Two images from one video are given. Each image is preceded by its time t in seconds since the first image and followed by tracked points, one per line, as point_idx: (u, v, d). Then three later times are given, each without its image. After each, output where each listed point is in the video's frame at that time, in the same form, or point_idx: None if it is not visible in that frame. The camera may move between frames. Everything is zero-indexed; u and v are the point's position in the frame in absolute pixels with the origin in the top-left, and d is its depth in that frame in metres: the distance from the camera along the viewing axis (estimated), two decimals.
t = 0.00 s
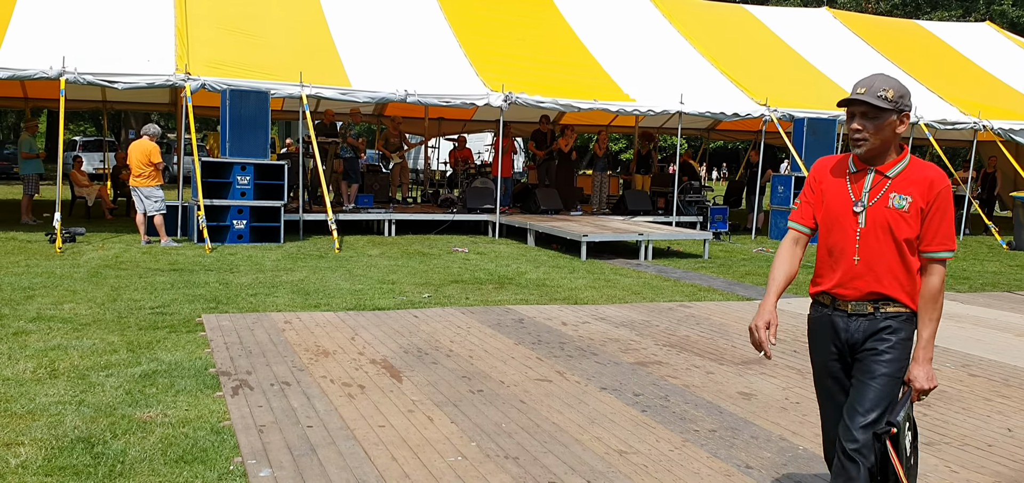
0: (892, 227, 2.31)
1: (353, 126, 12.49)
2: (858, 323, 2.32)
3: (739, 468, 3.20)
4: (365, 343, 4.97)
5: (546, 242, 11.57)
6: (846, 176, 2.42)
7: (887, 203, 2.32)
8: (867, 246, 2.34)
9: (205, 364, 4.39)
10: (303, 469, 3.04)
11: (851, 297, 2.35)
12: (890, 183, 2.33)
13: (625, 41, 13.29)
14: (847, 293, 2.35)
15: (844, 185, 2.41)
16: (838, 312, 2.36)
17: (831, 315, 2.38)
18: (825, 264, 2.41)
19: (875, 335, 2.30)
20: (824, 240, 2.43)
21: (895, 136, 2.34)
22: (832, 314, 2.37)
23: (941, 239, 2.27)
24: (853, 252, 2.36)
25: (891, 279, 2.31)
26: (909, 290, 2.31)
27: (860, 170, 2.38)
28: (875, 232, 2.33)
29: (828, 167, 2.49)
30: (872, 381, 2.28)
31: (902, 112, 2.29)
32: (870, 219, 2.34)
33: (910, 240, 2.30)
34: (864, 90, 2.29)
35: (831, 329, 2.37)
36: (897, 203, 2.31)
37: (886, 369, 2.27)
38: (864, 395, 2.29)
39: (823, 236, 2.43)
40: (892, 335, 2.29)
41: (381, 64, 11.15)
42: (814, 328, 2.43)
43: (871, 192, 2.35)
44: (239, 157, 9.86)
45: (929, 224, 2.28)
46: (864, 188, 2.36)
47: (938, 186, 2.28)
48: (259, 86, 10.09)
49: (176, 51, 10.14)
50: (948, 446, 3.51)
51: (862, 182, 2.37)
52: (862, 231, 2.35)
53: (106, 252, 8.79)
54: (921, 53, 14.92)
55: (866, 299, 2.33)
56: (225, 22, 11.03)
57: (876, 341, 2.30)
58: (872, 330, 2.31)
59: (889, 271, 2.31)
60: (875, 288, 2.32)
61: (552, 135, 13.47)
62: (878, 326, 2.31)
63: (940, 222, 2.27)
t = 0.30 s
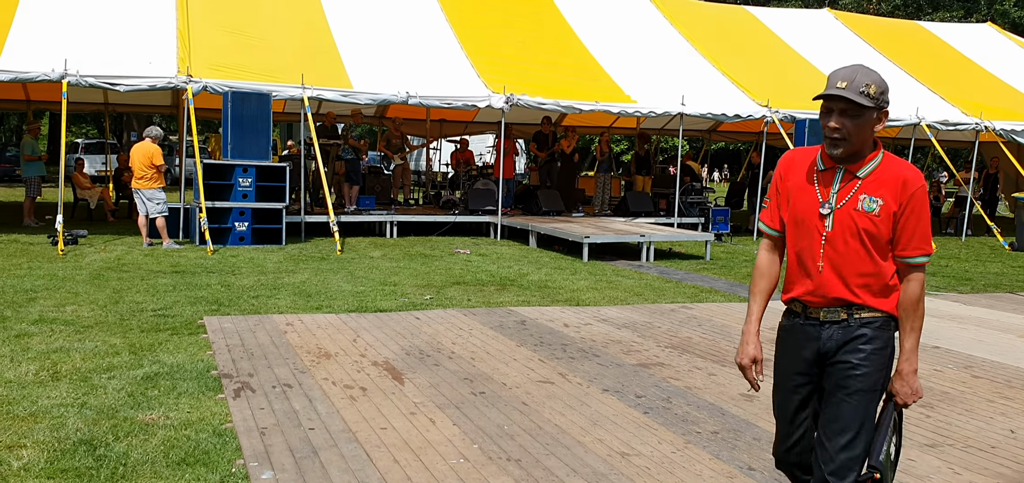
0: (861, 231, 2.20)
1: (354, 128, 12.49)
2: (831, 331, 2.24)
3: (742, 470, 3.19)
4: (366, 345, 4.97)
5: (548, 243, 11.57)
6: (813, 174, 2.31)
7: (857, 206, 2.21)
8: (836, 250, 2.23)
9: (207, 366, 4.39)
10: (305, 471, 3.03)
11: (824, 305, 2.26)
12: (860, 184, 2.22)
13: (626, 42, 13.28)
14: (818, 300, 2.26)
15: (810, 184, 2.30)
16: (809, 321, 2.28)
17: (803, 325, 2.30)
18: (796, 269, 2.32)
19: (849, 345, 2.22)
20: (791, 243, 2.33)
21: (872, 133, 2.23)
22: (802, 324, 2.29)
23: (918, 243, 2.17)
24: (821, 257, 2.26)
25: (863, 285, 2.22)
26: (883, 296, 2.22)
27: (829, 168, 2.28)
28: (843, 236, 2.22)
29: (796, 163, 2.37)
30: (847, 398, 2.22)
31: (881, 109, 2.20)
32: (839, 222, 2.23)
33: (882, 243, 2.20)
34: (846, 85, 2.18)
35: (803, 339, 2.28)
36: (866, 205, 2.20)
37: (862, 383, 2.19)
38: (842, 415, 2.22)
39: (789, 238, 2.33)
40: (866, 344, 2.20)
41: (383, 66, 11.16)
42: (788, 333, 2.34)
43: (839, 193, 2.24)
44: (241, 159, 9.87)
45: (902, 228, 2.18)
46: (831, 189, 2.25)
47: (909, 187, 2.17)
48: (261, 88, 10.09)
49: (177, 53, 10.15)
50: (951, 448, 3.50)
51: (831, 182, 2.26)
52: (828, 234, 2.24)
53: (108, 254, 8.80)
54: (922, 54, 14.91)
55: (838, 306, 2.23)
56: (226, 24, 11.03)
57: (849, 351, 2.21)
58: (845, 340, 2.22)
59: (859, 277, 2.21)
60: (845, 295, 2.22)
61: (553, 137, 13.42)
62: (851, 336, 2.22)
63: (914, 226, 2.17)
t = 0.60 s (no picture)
0: (832, 232, 2.15)
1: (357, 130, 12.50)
2: (811, 337, 2.17)
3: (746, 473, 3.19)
4: (370, 347, 4.96)
5: (550, 245, 11.57)
6: (783, 175, 2.29)
7: (826, 206, 2.16)
8: (808, 252, 2.19)
9: (210, 368, 4.39)
10: (308, 473, 3.03)
11: (799, 310, 2.20)
12: (828, 183, 2.17)
13: (628, 44, 13.29)
14: (793, 306, 2.21)
15: (782, 186, 2.27)
16: (786, 325, 2.23)
17: (782, 329, 2.23)
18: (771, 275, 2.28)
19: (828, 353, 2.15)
20: (764, 248, 2.30)
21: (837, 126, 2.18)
22: (779, 329, 2.24)
23: (895, 242, 2.09)
24: (794, 261, 2.21)
25: (839, 288, 2.16)
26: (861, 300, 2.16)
27: (796, 167, 2.25)
28: (815, 239, 2.18)
29: (767, 165, 2.35)
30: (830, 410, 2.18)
31: (844, 100, 2.15)
32: (809, 223, 2.19)
33: (856, 243, 2.14)
34: (801, 79, 2.15)
35: (781, 344, 2.22)
36: (836, 205, 2.15)
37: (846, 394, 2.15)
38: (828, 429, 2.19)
39: (763, 242, 2.30)
40: (849, 353, 2.14)
41: (386, 68, 11.16)
42: (761, 339, 2.27)
43: (809, 194, 2.20)
44: (244, 161, 9.88)
45: (877, 226, 2.11)
46: (800, 190, 2.22)
47: (880, 182, 2.11)
48: (264, 90, 10.10)
49: (181, 55, 10.16)
50: (956, 450, 3.50)
51: (801, 182, 2.23)
52: (800, 236, 2.20)
53: (110, 256, 8.80)
54: (926, 56, 14.89)
55: (815, 311, 2.18)
56: (229, 27, 11.04)
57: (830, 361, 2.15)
58: (823, 348, 2.16)
59: (834, 279, 2.17)
60: (821, 300, 2.17)
61: (555, 139, 13.27)
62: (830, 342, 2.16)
63: (890, 224, 2.10)
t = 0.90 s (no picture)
0: (785, 236, 2.01)
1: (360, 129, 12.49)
2: (761, 351, 2.04)
3: (748, 472, 3.19)
4: (371, 346, 4.96)
5: (552, 244, 11.56)
6: (737, 176, 2.15)
7: (780, 207, 2.01)
8: (759, 257, 2.05)
9: (211, 367, 4.39)
10: (309, 471, 3.03)
11: (750, 322, 2.06)
12: (782, 182, 2.03)
13: (631, 43, 13.26)
14: (744, 317, 2.07)
15: (736, 188, 2.14)
16: (734, 338, 2.09)
17: (731, 341, 2.09)
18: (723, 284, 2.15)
19: (780, 368, 2.02)
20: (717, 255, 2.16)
21: (783, 120, 2.03)
22: (724, 341, 2.10)
23: (855, 246, 1.94)
24: (745, 268, 2.07)
25: (794, 296, 2.01)
26: (818, 309, 2.01)
27: (750, 168, 2.11)
28: (768, 245, 2.03)
29: (725, 167, 2.22)
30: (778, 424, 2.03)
31: (784, 92, 1.99)
32: (761, 226, 2.04)
33: (812, 247, 1.99)
34: (733, 74, 2.01)
35: (730, 359, 2.09)
36: (790, 206, 2.00)
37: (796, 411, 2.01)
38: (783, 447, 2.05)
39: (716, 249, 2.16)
40: (801, 369, 2.01)
41: (387, 67, 11.16)
42: (708, 352, 2.14)
43: (761, 196, 2.06)
44: (245, 160, 9.88)
45: (834, 228, 1.96)
46: (753, 192, 2.08)
47: (837, 181, 1.95)
48: (266, 89, 10.10)
49: (182, 54, 10.16)
50: (958, 449, 3.49)
51: (754, 182, 2.08)
52: (752, 240, 2.07)
53: (112, 255, 8.80)
54: (929, 55, 14.87)
55: (767, 324, 2.04)
56: (231, 26, 11.04)
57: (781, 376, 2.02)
58: (774, 363, 2.03)
59: (787, 288, 2.02)
60: (773, 311, 2.02)
61: (557, 138, 13.27)
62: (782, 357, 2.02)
63: (847, 227, 1.94)
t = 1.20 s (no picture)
0: (715, 230, 1.90)
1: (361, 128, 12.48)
2: (693, 350, 1.94)
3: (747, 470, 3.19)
4: (372, 345, 4.97)
5: (553, 243, 11.56)
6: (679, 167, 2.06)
7: (711, 200, 1.92)
8: (691, 251, 1.96)
9: (211, 365, 4.40)
10: (309, 470, 3.04)
11: (684, 321, 1.96)
12: (714, 174, 1.92)
13: (632, 41, 13.26)
14: (678, 315, 1.97)
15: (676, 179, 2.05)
16: (670, 337, 1.99)
17: (666, 341, 2.00)
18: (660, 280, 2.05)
19: (711, 367, 1.91)
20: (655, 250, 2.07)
21: (701, 113, 1.94)
22: (661, 340, 2.00)
23: (785, 243, 1.81)
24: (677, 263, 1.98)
25: (724, 294, 1.91)
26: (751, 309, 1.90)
27: (689, 158, 2.02)
28: (699, 239, 1.93)
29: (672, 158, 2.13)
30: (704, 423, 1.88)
31: (696, 83, 1.91)
32: (693, 220, 1.96)
33: (742, 242, 1.87)
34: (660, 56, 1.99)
35: (664, 359, 1.98)
36: (720, 199, 1.90)
37: (721, 410, 1.87)
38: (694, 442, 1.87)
39: (654, 242, 2.07)
40: (731, 368, 1.90)
41: (388, 66, 11.16)
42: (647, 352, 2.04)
43: (695, 187, 1.96)
44: (246, 159, 9.89)
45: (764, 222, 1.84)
46: (689, 183, 1.98)
47: (769, 173, 1.83)
48: (267, 88, 10.10)
49: (183, 53, 10.16)
50: (957, 448, 3.49)
51: (690, 174, 2.00)
52: (685, 233, 1.98)
53: (113, 254, 8.81)
54: (930, 54, 14.85)
55: (701, 322, 1.94)
56: (232, 25, 11.04)
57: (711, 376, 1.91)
58: (706, 360, 1.92)
59: (718, 285, 1.91)
60: (705, 308, 1.93)
61: (558, 136, 13.27)
62: (713, 356, 1.92)
63: (777, 221, 1.82)
